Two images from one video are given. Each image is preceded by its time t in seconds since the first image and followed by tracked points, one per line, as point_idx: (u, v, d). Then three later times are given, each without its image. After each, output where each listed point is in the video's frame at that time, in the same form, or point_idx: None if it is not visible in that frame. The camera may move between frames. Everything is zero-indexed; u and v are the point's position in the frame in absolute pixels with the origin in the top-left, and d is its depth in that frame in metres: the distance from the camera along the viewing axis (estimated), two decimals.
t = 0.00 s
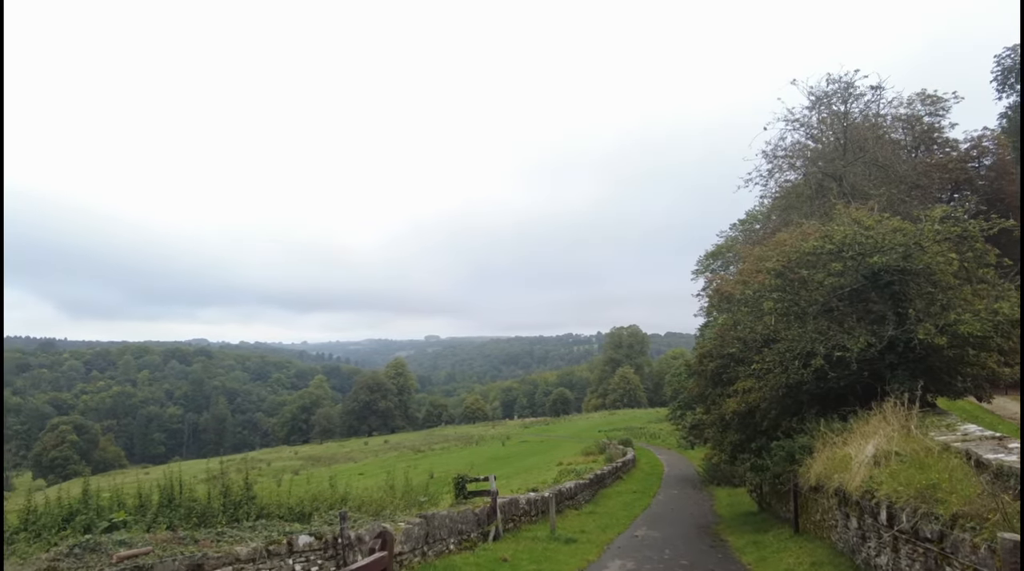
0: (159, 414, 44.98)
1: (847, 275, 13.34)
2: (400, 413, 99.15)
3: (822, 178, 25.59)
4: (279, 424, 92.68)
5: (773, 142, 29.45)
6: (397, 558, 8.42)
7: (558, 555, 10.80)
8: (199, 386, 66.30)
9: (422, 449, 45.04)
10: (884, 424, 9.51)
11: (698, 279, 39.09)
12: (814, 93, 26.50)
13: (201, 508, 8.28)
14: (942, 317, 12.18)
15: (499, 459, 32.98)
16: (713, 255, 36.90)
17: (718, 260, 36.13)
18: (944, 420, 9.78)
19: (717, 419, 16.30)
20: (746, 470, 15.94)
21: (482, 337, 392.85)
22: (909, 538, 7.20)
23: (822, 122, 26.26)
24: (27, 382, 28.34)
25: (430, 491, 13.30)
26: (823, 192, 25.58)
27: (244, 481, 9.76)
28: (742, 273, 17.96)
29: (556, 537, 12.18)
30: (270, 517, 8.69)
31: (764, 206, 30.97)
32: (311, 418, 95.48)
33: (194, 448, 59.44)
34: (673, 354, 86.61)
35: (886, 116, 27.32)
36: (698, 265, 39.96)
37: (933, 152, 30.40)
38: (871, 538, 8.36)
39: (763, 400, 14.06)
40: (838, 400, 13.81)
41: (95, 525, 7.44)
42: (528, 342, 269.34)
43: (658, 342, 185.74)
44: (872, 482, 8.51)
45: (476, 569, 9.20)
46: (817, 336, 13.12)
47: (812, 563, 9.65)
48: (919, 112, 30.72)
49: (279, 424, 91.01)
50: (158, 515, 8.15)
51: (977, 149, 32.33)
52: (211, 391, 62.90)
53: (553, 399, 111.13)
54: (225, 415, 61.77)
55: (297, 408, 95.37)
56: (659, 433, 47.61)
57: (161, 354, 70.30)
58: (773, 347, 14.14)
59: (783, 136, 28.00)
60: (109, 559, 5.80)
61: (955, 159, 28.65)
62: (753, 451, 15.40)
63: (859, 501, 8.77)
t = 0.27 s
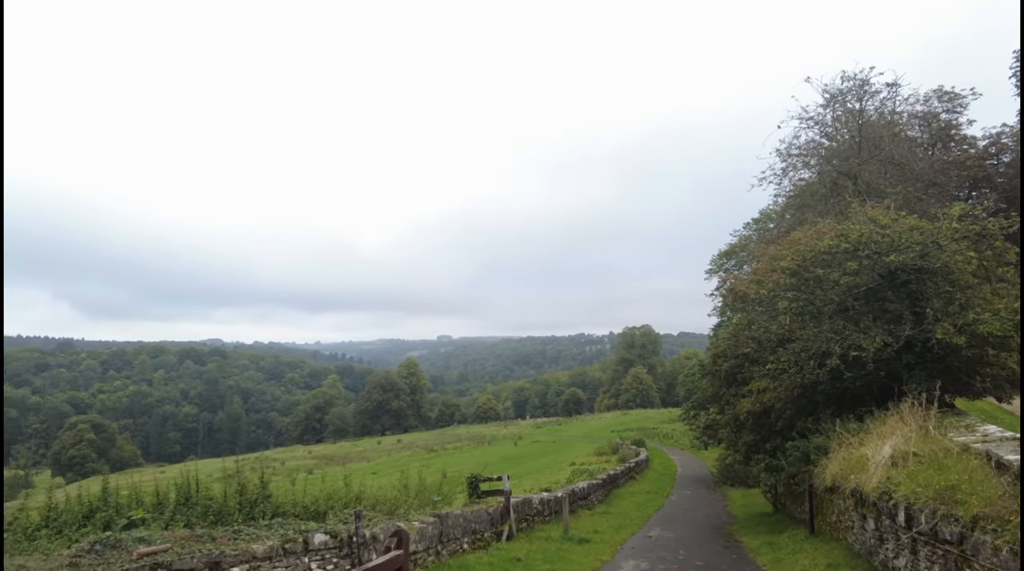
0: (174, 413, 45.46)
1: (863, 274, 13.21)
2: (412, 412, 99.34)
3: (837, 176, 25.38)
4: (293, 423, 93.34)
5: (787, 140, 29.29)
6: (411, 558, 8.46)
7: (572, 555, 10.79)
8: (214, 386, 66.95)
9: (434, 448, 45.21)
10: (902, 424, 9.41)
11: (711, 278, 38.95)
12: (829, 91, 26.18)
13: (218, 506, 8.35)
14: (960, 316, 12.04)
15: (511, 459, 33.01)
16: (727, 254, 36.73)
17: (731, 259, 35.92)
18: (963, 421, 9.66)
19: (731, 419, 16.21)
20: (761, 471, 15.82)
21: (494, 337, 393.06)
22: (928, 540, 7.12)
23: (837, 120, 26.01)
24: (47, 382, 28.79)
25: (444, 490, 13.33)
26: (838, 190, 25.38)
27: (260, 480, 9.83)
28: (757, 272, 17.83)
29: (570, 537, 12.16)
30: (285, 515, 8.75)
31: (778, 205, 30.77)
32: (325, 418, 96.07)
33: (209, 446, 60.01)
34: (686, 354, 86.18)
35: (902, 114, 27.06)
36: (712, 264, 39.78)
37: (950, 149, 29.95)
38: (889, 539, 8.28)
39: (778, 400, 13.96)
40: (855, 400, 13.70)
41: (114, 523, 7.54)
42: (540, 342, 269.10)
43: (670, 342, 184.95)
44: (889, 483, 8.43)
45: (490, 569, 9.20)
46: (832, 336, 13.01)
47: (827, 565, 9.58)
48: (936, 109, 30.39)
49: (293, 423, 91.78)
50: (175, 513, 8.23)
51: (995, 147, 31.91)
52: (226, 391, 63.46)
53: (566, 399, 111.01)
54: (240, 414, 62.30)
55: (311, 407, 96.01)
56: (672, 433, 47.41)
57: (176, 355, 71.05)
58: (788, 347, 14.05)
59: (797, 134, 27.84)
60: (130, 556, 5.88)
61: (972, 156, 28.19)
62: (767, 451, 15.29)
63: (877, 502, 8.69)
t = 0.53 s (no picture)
0: (190, 412, 45.94)
1: (880, 273, 13.06)
2: (425, 412, 99.52)
3: (853, 174, 25.11)
4: (308, 422, 94.00)
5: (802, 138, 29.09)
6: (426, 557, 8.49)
7: (585, 554, 10.78)
8: (229, 385, 67.57)
9: (448, 448, 45.32)
10: (920, 424, 9.30)
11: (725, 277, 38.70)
12: (844, 88, 25.99)
13: (233, 505, 8.43)
14: (980, 316, 11.87)
15: (525, 458, 33.00)
16: (741, 253, 36.51)
17: (746, 258, 35.71)
18: (983, 422, 9.52)
19: (746, 419, 16.10)
20: (776, 472, 15.70)
21: (506, 337, 393.21)
22: (948, 542, 7.03)
23: (852, 118, 25.78)
24: (66, 381, 29.22)
25: (458, 489, 13.35)
26: (853, 188, 25.08)
27: (276, 479, 9.90)
28: (771, 271, 17.68)
29: (584, 537, 12.14)
30: (301, 514, 8.80)
31: (793, 203, 30.52)
32: (339, 417, 96.64)
33: (224, 445, 60.59)
34: (700, 354, 85.58)
35: (920, 110, 26.69)
36: (726, 263, 39.55)
37: (969, 146, 29.33)
38: (907, 541, 8.19)
39: (793, 400, 13.84)
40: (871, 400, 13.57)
41: (133, 520, 7.63)
42: (552, 342, 268.73)
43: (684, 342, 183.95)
44: (907, 484, 8.33)
45: (504, 568, 9.22)
46: (848, 336, 12.88)
47: (844, 567, 9.49)
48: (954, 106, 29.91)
49: (307, 422, 92.46)
50: (193, 511, 8.32)
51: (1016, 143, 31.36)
52: (241, 390, 64.02)
53: (578, 398, 110.83)
54: (255, 413, 62.83)
55: (325, 407, 96.63)
56: (686, 433, 47.16)
57: (192, 355, 71.79)
58: (803, 346, 13.93)
59: (812, 131, 27.60)
60: (149, 553, 5.95)
61: (992, 153, 27.33)
62: (782, 451, 15.17)
63: (895, 503, 8.59)
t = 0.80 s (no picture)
0: (206, 412, 46.40)
1: (897, 272, 12.91)
2: (438, 412, 99.75)
3: (868, 172, 24.85)
4: (322, 421, 94.64)
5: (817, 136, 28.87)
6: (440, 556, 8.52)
7: (600, 555, 10.75)
8: (244, 385, 68.20)
9: (461, 448, 45.42)
10: (939, 425, 9.18)
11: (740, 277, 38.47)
12: (859, 85, 25.82)
13: (249, 503, 8.50)
14: (1000, 315, 11.70)
15: (538, 458, 33.00)
16: (755, 252, 36.28)
17: (760, 258, 35.49)
18: (1004, 423, 9.38)
19: (761, 420, 15.98)
20: (791, 473, 15.56)
21: (519, 336, 393.39)
22: (968, 545, 6.94)
23: (868, 115, 25.56)
24: (84, 381, 29.62)
25: (471, 489, 13.38)
26: (869, 186, 24.72)
27: (291, 478, 9.98)
28: (787, 270, 17.53)
29: (597, 537, 12.11)
30: (315, 513, 8.86)
31: (808, 202, 30.24)
32: (352, 416, 97.20)
33: (240, 444, 61.16)
34: (715, 354, 85.05)
35: (937, 107, 26.33)
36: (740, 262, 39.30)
37: (988, 143, 28.86)
38: (926, 543, 8.09)
39: (809, 401, 13.72)
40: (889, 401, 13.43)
41: (151, 519, 7.73)
42: (565, 341, 268.34)
43: (698, 342, 182.93)
44: (926, 485, 8.23)
45: (518, 568, 9.24)
46: (865, 335, 12.75)
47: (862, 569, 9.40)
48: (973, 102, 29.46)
49: (321, 422, 93.09)
50: (210, 510, 8.41)
51: None
52: (256, 390, 64.57)
53: (591, 398, 110.62)
54: (270, 412, 63.33)
55: (339, 406, 97.25)
56: (700, 434, 46.91)
57: (207, 354, 72.51)
58: (819, 346, 13.80)
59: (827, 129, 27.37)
60: (167, 551, 6.01)
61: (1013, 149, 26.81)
62: (798, 452, 15.04)
63: (913, 505, 8.49)
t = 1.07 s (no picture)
0: (221, 411, 46.86)
1: (914, 270, 12.75)
2: (451, 412, 99.92)
3: (885, 170, 24.55)
4: (336, 421, 95.27)
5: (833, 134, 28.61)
6: (453, 555, 8.55)
7: (613, 555, 10.72)
8: (259, 384, 68.81)
9: (473, 447, 45.52)
10: (958, 426, 9.05)
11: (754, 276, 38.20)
12: (875, 82, 25.50)
13: (264, 502, 8.56)
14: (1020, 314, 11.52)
15: (550, 458, 32.98)
16: (770, 251, 36.02)
17: (774, 257, 35.23)
18: None
19: (775, 420, 15.85)
20: (806, 473, 15.42)
21: (531, 336, 393.36)
22: (988, 547, 6.84)
23: (884, 112, 25.28)
24: (102, 381, 30.05)
25: (484, 488, 13.39)
26: (885, 184, 24.42)
27: (306, 477, 10.05)
28: (802, 269, 17.37)
29: (611, 537, 12.07)
30: (330, 512, 8.92)
31: (823, 200, 29.95)
32: (366, 416, 97.73)
33: (255, 443, 61.75)
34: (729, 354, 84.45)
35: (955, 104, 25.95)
36: (755, 261, 39.00)
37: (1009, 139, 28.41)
38: (945, 545, 7.99)
39: (824, 401, 13.59)
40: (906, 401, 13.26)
41: (168, 517, 7.81)
42: (577, 341, 267.86)
43: (711, 342, 181.85)
44: (945, 487, 8.12)
45: (531, 567, 9.23)
46: (881, 335, 12.61)
47: None
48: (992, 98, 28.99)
49: (335, 421, 93.70)
50: (226, 508, 8.49)
51: None
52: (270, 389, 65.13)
53: (604, 398, 110.40)
54: (284, 412, 63.83)
55: (352, 406, 97.84)
56: (714, 434, 46.65)
57: (221, 354, 73.23)
58: (834, 346, 13.66)
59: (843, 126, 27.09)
60: (184, 548, 6.06)
61: None
62: (813, 453, 14.91)
63: (930, 507, 8.39)
